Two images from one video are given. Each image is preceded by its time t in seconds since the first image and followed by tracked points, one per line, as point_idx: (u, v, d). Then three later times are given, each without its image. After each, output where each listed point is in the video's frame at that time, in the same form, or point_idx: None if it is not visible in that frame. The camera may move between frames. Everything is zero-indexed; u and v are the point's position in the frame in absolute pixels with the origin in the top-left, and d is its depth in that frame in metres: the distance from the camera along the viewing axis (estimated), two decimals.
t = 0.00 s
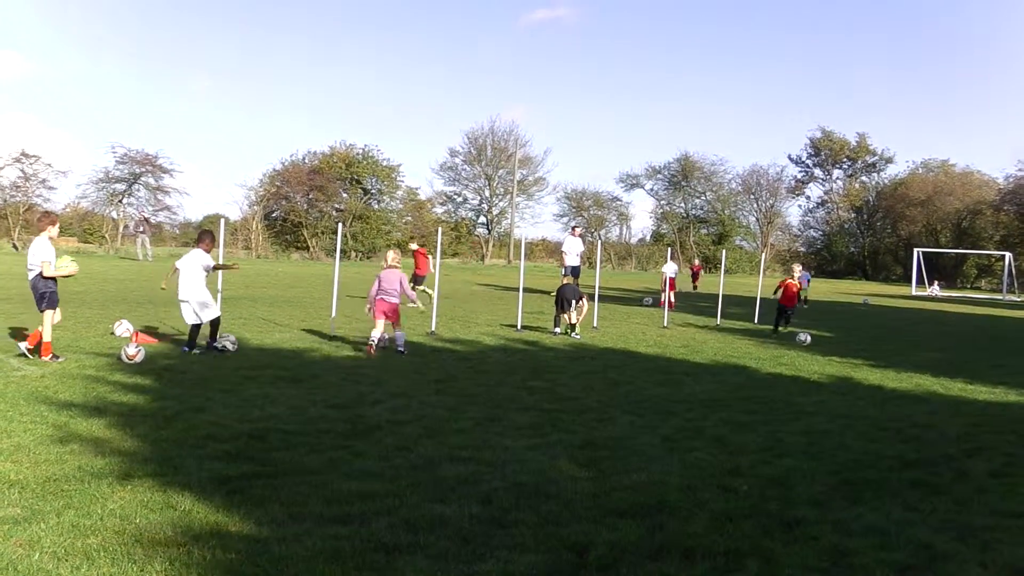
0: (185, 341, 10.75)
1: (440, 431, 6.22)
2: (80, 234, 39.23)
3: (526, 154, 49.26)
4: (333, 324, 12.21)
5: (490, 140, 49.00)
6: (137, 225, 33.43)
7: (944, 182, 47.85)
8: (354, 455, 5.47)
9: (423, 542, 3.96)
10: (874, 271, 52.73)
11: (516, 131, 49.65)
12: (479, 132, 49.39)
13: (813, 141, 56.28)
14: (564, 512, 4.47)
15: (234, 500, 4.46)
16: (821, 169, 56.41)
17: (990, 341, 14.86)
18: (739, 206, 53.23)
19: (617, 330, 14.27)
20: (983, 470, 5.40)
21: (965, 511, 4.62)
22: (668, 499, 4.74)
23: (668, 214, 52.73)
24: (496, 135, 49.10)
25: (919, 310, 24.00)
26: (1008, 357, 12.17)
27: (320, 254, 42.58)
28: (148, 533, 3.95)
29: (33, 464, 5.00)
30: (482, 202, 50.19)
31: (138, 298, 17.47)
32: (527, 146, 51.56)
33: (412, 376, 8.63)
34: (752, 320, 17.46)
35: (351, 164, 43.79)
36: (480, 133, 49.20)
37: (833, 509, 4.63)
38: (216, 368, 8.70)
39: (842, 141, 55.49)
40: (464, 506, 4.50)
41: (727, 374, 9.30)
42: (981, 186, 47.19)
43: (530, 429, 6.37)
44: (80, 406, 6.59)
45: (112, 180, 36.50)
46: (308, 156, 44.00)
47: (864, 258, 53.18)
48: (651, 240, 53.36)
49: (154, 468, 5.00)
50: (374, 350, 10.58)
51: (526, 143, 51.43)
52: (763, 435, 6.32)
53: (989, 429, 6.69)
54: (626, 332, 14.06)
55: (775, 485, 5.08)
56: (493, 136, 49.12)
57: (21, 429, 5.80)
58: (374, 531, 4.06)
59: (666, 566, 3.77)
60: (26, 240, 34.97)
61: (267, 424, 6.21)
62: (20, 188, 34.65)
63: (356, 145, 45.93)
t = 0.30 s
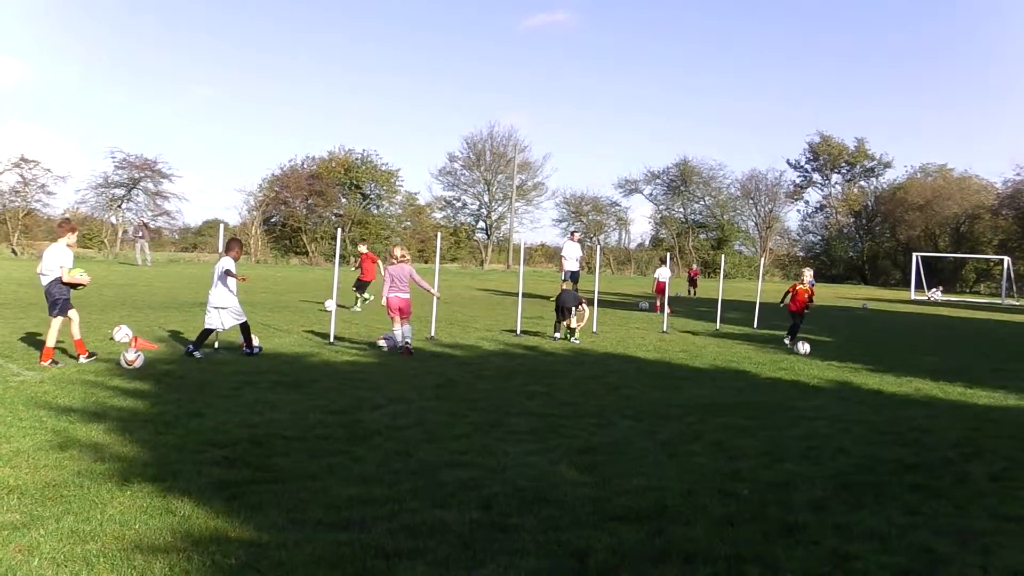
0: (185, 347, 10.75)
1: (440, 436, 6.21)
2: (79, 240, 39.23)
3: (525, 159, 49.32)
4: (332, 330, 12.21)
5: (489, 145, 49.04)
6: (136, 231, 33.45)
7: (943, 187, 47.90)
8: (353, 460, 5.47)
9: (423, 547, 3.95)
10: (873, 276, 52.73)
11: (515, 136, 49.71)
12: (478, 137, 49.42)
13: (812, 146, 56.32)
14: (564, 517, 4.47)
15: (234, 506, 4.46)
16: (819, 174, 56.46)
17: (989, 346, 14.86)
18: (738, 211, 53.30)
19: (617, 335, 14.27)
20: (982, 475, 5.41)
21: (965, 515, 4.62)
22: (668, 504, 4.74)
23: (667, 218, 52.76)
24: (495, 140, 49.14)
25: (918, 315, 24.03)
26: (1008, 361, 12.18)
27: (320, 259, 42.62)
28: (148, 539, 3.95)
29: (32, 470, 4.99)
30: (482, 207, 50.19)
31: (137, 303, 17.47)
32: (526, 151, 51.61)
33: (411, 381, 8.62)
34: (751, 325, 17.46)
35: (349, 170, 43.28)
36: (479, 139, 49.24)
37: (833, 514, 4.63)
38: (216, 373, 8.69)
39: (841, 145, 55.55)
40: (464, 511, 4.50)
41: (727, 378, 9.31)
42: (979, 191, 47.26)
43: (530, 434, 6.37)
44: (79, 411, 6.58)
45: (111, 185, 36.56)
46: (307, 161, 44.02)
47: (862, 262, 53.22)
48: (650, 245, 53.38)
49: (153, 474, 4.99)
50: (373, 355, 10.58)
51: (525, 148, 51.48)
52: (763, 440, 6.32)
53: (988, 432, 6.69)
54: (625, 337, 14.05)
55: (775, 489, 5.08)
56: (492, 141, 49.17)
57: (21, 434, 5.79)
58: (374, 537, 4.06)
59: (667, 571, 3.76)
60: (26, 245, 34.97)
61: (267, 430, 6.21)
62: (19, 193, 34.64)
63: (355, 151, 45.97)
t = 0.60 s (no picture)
0: (184, 350, 10.75)
1: (439, 440, 6.21)
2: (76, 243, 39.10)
3: (524, 163, 49.39)
4: (331, 333, 12.21)
5: (487, 149, 49.06)
6: (134, 234, 33.43)
7: (941, 190, 47.96)
8: (352, 463, 5.46)
9: (422, 550, 3.95)
10: (872, 279, 52.75)
11: (513, 140, 49.76)
12: (476, 141, 49.47)
13: (810, 150, 56.36)
14: (564, 520, 4.47)
15: (233, 510, 4.45)
16: (817, 177, 56.52)
17: (987, 349, 14.85)
18: (737, 215, 53.38)
19: (616, 339, 14.27)
20: (982, 477, 5.40)
21: (964, 517, 4.62)
22: (668, 507, 4.74)
23: (665, 222, 52.81)
24: (494, 144, 49.19)
25: (916, 318, 24.04)
26: (1007, 364, 12.18)
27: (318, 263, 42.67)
28: (147, 542, 3.94)
29: (31, 473, 4.99)
30: (480, 211, 50.19)
31: (136, 307, 17.47)
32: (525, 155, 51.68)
33: (411, 384, 8.62)
34: (750, 328, 17.47)
35: (348, 173, 43.77)
36: (477, 143, 49.26)
37: (832, 516, 4.63)
38: (215, 376, 8.68)
39: (839, 149, 55.62)
40: (463, 515, 4.50)
41: (726, 382, 9.32)
42: (977, 194, 47.38)
43: (530, 437, 6.37)
44: (78, 415, 6.57)
45: (109, 190, 36.59)
46: (305, 166, 44.03)
47: (861, 266, 53.27)
48: (648, 249, 53.43)
49: (151, 478, 4.98)
50: (372, 359, 10.58)
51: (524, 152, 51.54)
52: (761, 442, 6.33)
53: (986, 435, 6.70)
54: (623, 341, 14.04)
55: (774, 492, 5.08)
56: (490, 145, 49.21)
57: (19, 438, 5.79)
58: (373, 540, 4.06)
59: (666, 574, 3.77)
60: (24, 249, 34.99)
61: (266, 433, 6.21)
62: (16, 197, 34.54)
63: (353, 155, 46.01)
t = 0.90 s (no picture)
0: (183, 359, 10.75)
1: (438, 448, 6.20)
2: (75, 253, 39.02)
3: (522, 171, 49.50)
4: (330, 341, 12.21)
5: (485, 157, 49.11)
6: (132, 244, 33.43)
7: (938, 197, 48.09)
8: (351, 472, 5.45)
9: (421, 559, 3.94)
10: (870, 285, 52.78)
11: (511, 148, 49.82)
12: (474, 150, 49.54)
13: (808, 157, 56.45)
14: (563, 527, 4.46)
15: (232, 518, 4.44)
16: (816, 184, 56.60)
17: (985, 354, 14.86)
18: (735, 222, 53.42)
19: (614, 346, 14.26)
20: (980, 483, 5.41)
21: (963, 522, 4.62)
22: (666, 514, 4.74)
23: (664, 229, 52.85)
24: (492, 152, 49.25)
25: (915, 324, 24.04)
26: (1006, 370, 12.19)
27: (317, 272, 42.69)
28: (146, 552, 3.93)
29: (29, 483, 4.97)
30: (479, 219, 50.20)
31: (134, 316, 17.45)
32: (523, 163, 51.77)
33: (409, 393, 8.61)
34: (749, 335, 17.46)
35: (347, 182, 43.77)
36: (475, 151, 49.34)
37: (831, 523, 4.63)
38: (213, 385, 8.67)
39: (837, 156, 55.70)
40: (461, 523, 4.49)
41: (725, 389, 9.31)
42: (975, 201, 47.46)
43: (529, 445, 6.36)
44: (76, 424, 6.56)
45: (108, 199, 36.66)
46: (303, 174, 44.08)
47: (859, 272, 53.29)
48: (647, 256, 53.53)
49: (150, 487, 4.98)
50: (371, 367, 10.58)
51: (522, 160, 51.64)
52: (760, 449, 6.33)
53: (985, 441, 6.70)
54: (622, 348, 14.02)
55: (774, 498, 5.07)
56: (489, 153, 49.26)
57: (17, 448, 5.76)
58: (372, 548, 4.05)
59: None
60: (23, 258, 34.97)
61: (265, 442, 6.20)
62: (15, 207, 34.48)
63: (352, 163, 46.10)
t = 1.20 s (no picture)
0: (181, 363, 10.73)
1: (436, 452, 6.20)
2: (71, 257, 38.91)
3: (520, 174, 49.53)
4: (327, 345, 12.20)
5: (483, 161, 49.10)
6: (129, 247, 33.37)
7: (935, 201, 48.22)
8: (349, 476, 5.44)
9: (419, 563, 3.93)
10: (868, 288, 52.84)
11: (509, 152, 49.82)
12: (472, 154, 49.55)
13: (806, 160, 56.51)
14: (561, 530, 4.47)
15: (229, 522, 4.44)
16: (813, 188, 56.67)
17: (982, 358, 14.89)
18: (732, 225, 53.49)
19: (612, 350, 14.27)
20: (978, 485, 5.42)
21: (961, 525, 4.63)
22: (664, 517, 4.74)
23: (661, 233, 53.01)
24: (490, 156, 49.25)
25: (912, 328, 24.08)
26: (1003, 373, 12.22)
27: (314, 275, 42.66)
28: (143, 556, 3.92)
29: (26, 487, 4.96)
30: (476, 223, 50.20)
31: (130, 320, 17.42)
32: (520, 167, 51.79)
33: (407, 397, 8.61)
34: (746, 339, 17.49)
35: (344, 186, 43.66)
36: (473, 155, 49.35)
37: (828, 525, 4.64)
38: (211, 389, 8.66)
39: (834, 159, 55.77)
40: (459, 527, 4.49)
41: (723, 392, 9.32)
42: (972, 205, 47.59)
43: (527, 449, 6.36)
44: (73, 428, 6.55)
45: (105, 203, 36.65)
46: (301, 178, 44.08)
47: (857, 276, 53.36)
48: (645, 260, 53.62)
49: (148, 491, 4.97)
50: (368, 371, 10.57)
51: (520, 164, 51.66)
52: (758, 452, 6.33)
53: (982, 443, 6.72)
54: (620, 352, 14.02)
55: (772, 501, 5.08)
56: (486, 157, 49.24)
57: (14, 452, 5.75)
58: (370, 552, 4.05)
59: None
60: (20, 262, 34.88)
61: (263, 446, 6.19)
62: (12, 210, 34.42)
63: (349, 167, 46.12)
